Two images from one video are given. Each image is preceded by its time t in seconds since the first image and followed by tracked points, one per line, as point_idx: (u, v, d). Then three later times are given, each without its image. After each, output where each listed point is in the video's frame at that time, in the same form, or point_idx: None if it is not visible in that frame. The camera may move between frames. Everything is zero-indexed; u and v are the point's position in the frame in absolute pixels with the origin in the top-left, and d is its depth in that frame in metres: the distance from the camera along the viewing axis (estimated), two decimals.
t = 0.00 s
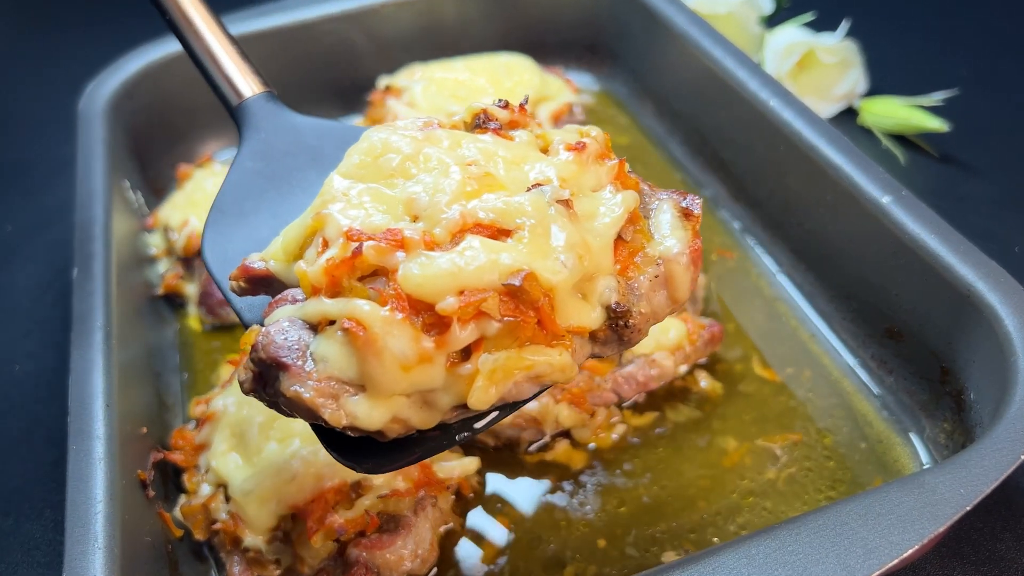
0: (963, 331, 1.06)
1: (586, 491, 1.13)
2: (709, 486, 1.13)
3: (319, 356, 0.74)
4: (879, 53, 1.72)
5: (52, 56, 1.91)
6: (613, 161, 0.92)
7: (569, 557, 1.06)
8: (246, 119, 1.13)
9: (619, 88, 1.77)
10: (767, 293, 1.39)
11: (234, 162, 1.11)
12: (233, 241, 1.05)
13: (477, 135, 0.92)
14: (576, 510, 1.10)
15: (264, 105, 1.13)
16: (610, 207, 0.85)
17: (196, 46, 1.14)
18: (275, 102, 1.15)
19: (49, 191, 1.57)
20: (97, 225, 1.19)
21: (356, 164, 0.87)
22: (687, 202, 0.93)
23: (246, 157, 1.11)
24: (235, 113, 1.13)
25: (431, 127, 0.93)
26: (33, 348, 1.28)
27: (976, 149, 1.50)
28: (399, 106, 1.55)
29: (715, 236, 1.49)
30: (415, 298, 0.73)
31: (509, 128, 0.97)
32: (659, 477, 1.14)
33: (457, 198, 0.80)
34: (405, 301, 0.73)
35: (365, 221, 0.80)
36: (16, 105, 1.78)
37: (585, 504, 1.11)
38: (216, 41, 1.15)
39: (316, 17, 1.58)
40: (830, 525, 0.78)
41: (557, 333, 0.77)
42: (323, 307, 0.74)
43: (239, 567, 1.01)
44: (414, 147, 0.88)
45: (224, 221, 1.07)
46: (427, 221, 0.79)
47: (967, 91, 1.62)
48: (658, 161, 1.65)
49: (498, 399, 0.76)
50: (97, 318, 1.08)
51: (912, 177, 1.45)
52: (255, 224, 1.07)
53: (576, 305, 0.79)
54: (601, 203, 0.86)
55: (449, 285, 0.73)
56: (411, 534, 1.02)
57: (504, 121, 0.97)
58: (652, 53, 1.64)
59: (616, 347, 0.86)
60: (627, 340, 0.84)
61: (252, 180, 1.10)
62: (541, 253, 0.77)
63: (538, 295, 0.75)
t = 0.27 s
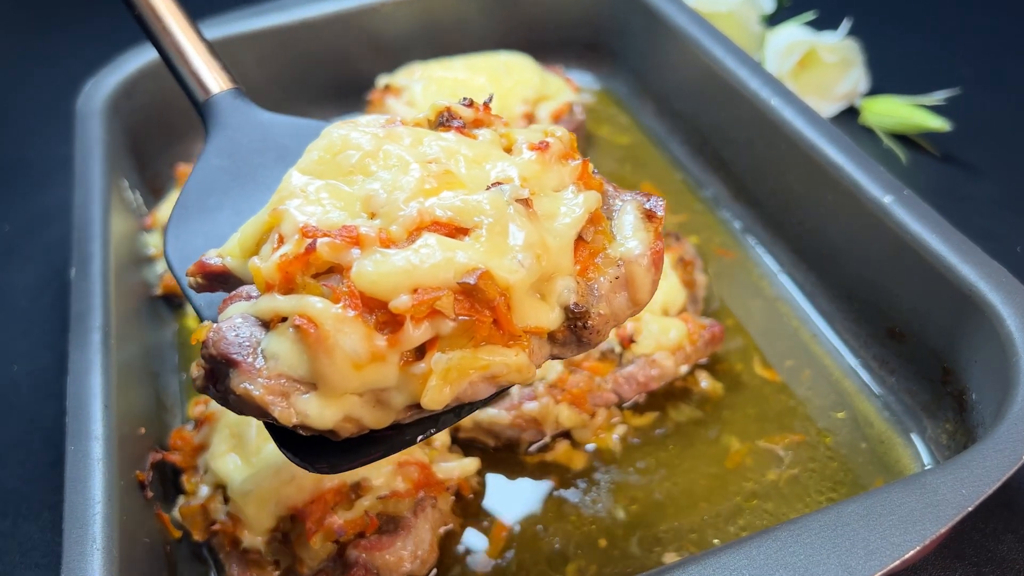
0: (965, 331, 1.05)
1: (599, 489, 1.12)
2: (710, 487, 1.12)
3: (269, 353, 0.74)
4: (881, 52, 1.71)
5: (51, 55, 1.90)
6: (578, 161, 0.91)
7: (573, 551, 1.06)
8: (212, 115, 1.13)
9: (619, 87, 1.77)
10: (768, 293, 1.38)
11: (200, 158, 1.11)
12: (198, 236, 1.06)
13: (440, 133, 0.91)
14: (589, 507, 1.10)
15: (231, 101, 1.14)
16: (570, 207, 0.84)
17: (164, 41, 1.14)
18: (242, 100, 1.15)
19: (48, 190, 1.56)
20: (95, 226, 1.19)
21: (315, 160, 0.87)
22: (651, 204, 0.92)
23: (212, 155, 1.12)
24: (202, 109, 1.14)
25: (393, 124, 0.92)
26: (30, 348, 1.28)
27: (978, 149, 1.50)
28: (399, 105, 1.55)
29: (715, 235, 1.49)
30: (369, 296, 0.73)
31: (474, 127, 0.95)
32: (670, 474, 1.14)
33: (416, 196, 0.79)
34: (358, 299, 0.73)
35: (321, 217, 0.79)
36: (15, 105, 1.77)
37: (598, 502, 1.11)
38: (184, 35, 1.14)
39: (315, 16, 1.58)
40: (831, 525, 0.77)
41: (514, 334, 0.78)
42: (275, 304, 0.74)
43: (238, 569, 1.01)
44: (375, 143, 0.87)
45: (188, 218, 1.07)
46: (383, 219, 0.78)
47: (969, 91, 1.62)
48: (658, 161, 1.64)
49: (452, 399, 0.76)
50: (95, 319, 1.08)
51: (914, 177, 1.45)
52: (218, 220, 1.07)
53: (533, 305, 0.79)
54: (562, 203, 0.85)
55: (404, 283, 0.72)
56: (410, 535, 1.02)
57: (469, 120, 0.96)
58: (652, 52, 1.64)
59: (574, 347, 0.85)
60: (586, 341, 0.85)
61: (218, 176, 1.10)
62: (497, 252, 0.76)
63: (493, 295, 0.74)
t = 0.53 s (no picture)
0: (966, 331, 1.05)
1: (614, 485, 1.12)
2: (712, 487, 1.12)
3: (222, 375, 0.73)
4: (883, 51, 1.71)
5: (50, 54, 1.90)
6: (545, 174, 0.90)
7: (579, 545, 1.07)
8: (177, 126, 1.13)
9: (620, 86, 1.77)
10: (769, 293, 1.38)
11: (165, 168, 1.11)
12: (161, 247, 1.05)
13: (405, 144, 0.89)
14: (602, 503, 1.10)
15: (196, 111, 1.14)
16: (535, 222, 0.84)
17: (130, 51, 1.13)
18: (208, 110, 1.15)
19: (46, 190, 1.56)
20: (94, 226, 1.18)
21: (275, 172, 0.86)
22: (620, 217, 0.91)
23: (177, 166, 1.12)
24: (167, 119, 1.14)
25: (356, 137, 0.91)
26: (28, 349, 1.27)
27: (980, 148, 1.49)
28: (398, 104, 1.54)
29: (715, 234, 1.48)
30: (325, 317, 0.72)
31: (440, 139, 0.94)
32: (685, 468, 1.14)
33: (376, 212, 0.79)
34: (314, 320, 0.72)
35: (278, 235, 0.79)
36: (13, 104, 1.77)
37: (611, 498, 1.11)
38: (149, 45, 1.14)
39: (315, 15, 1.57)
40: (833, 526, 0.77)
41: (476, 353, 0.77)
42: (229, 325, 0.74)
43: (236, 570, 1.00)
44: (337, 157, 0.86)
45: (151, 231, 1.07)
46: (342, 237, 0.78)
47: (971, 90, 1.61)
48: (659, 160, 1.63)
49: (412, 421, 0.75)
50: (93, 319, 1.07)
51: (916, 176, 1.44)
52: (182, 232, 1.07)
53: (496, 324, 0.78)
54: (527, 218, 0.84)
55: (362, 303, 0.72)
56: (410, 536, 1.01)
57: (434, 131, 0.93)
58: (652, 51, 1.63)
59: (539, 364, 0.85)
60: (552, 359, 0.84)
61: (182, 186, 1.10)
62: (458, 270, 0.76)
63: (454, 313, 0.74)
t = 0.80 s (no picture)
0: (968, 331, 1.04)
1: (629, 481, 1.12)
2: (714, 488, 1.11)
3: (247, 395, 0.72)
4: (884, 50, 1.70)
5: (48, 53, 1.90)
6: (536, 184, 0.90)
7: (584, 541, 1.07)
8: (143, 153, 1.06)
9: (620, 85, 1.76)
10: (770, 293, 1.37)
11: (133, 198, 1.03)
12: (138, 277, 0.97)
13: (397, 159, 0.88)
14: (616, 498, 1.10)
15: (160, 136, 1.07)
16: (537, 227, 0.84)
17: (74, 65, 1.07)
18: (172, 134, 1.09)
19: (43, 189, 1.56)
20: (92, 226, 1.18)
21: (272, 195, 0.84)
22: (610, 222, 0.91)
23: (145, 193, 1.04)
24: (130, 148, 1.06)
25: (350, 154, 0.90)
26: (26, 349, 1.27)
27: (982, 147, 1.49)
28: (398, 104, 1.54)
29: (715, 233, 1.48)
30: (349, 330, 0.72)
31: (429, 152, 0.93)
32: (698, 461, 1.14)
33: (386, 224, 0.78)
34: (339, 334, 0.72)
35: (287, 251, 0.78)
36: (11, 103, 1.76)
37: (626, 494, 1.11)
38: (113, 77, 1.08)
39: (315, 13, 1.57)
40: (834, 526, 0.76)
41: (494, 358, 0.77)
42: (251, 344, 0.73)
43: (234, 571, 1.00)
44: (335, 174, 0.85)
45: (123, 259, 0.99)
46: (354, 251, 0.77)
47: (972, 89, 1.61)
48: (659, 160, 1.63)
49: (438, 429, 0.75)
50: (92, 318, 1.07)
51: (916, 175, 1.44)
52: (159, 260, 0.99)
53: (512, 329, 0.78)
54: (528, 224, 0.84)
55: (384, 315, 0.72)
56: (410, 537, 1.01)
57: (423, 145, 0.93)
58: (653, 50, 1.63)
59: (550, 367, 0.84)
60: (562, 360, 0.83)
61: (154, 211, 1.03)
62: (475, 278, 0.76)
63: (476, 320, 0.74)
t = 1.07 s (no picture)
0: (969, 331, 1.04)
1: (640, 477, 1.12)
2: (716, 489, 1.11)
3: (280, 402, 0.71)
4: (885, 49, 1.70)
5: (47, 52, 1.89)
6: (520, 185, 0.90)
7: (590, 535, 1.07)
8: (112, 174, 1.01)
9: (621, 85, 1.76)
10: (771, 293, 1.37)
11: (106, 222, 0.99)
12: (121, 302, 0.94)
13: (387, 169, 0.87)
14: (627, 494, 1.10)
15: (129, 156, 1.02)
16: (531, 225, 0.84)
17: (24, 78, 1.01)
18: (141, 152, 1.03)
19: (41, 188, 1.56)
20: (90, 225, 1.18)
21: (273, 207, 0.81)
22: (592, 219, 0.90)
23: (119, 214, 1.00)
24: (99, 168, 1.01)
25: (343, 164, 0.88)
26: (24, 349, 1.27)
27: (984, 147, 1.48)
28: (398, 103, 1.54)
29: (715, 233, 1.48)
30: (373, 333, 0.72)
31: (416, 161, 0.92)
32: (705, 455, 1.15)
33: (394, 231, 0.78)
34: (365, 338, 0.72)
35: (299, 262, 0.77)
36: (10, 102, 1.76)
37: (636, 490, 1.11)
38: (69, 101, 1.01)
39: (314, 12, 1.57)
40: (835, 527, 0.76)
41: (507, 352, 0.77)
42: (277, 353, 0.72)
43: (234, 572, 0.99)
44: (335, 184, 0.83)
45: (104, 285, 0.95)
46: (366, 258, 0.76)
47: (974, 88, 1.60)
48: (660, 159, 1.62)
49: (460, 422, 0.76)
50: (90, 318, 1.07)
51: (918, 175, 1.44)
52: (141, 286, 0.95)
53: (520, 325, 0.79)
54: (523, 225, 0.84)
55: (408, 316, 0.72)
56: (409, 537, 1.01)
57: (411, 154, 0.92)
58: (653, 49, 1.63)
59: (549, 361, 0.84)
60: (564, 352, 0.83)
61: (132, 235, 0.98)
62: (486, 277, 0.76)
63: (492, 317, 0.75)
